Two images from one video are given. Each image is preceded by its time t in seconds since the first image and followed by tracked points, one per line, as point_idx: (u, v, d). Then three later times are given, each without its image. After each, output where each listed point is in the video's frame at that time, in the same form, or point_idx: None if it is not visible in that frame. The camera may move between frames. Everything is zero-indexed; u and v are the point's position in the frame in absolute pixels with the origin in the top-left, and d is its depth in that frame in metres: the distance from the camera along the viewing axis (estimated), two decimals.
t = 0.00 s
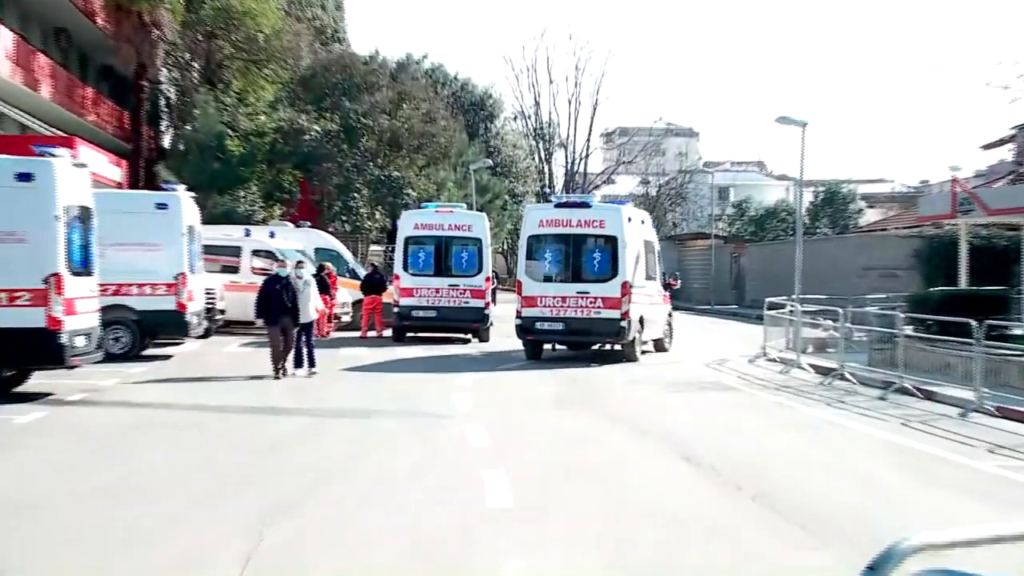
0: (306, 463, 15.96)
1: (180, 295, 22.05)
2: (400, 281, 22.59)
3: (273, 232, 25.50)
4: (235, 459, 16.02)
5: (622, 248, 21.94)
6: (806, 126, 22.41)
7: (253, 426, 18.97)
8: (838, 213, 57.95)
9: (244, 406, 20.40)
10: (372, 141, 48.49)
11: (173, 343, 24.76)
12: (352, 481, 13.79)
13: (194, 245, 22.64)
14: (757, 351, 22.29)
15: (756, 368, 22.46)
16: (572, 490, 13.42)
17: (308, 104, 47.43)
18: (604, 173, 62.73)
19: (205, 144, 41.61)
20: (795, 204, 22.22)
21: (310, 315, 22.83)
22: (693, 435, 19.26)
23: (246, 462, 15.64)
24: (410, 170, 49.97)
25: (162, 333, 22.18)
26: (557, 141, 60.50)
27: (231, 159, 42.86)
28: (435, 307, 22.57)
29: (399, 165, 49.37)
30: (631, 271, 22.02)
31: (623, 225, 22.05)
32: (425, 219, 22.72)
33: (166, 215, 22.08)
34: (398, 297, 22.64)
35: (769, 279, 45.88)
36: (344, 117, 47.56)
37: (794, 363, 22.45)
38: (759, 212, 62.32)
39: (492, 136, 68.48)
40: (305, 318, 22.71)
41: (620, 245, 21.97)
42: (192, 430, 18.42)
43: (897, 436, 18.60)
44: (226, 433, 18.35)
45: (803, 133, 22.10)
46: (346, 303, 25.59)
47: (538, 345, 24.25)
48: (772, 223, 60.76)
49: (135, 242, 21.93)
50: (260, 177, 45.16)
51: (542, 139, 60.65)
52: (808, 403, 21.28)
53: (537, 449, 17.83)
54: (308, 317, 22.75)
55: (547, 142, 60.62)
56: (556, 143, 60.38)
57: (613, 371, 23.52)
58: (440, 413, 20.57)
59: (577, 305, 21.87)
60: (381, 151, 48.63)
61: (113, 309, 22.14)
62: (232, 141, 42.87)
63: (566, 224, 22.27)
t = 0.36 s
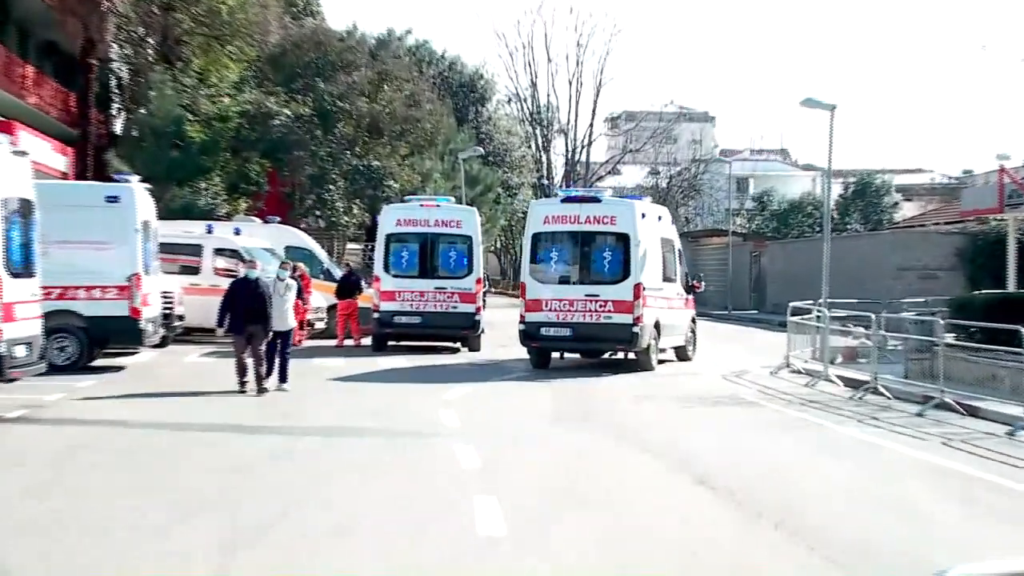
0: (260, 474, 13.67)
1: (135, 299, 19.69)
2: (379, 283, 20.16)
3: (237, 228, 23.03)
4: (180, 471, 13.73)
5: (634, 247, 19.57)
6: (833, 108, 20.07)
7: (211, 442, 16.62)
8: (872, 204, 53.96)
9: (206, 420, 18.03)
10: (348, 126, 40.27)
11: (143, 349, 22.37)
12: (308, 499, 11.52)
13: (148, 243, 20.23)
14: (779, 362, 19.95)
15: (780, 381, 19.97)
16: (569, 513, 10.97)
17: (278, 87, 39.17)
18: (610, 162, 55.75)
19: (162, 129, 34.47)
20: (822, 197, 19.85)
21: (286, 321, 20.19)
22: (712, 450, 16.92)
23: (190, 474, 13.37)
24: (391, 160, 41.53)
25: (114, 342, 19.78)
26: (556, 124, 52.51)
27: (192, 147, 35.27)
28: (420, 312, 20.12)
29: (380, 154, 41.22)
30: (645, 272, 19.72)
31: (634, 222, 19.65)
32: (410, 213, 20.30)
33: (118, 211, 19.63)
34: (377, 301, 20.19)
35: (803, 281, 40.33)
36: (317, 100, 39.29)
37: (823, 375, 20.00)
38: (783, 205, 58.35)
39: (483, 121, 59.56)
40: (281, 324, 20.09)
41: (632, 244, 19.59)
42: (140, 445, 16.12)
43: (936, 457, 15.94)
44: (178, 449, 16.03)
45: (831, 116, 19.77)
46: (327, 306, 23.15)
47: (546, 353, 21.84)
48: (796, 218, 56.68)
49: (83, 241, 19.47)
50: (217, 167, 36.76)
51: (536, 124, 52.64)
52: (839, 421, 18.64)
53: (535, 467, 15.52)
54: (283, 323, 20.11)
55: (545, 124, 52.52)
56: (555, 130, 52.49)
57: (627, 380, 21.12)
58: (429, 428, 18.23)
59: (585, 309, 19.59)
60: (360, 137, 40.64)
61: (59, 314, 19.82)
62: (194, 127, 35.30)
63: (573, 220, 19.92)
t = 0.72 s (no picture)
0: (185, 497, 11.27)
1: (62, 305, 17.00)
2: (344, 286, 17.68)
3: (178, 223, 20.52)
4: (87, 490, 11.34)
5: (644, 245, 17.10)
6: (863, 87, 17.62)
7: (141, 464, 14.05)
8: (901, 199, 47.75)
9: (140, 438, 15.43)
10: (313, 107, 31.69)
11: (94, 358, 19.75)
12: (219, 529, 9.17)
13: (79, 242, 17.63)
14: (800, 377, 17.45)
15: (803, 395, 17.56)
16: (556, 543, 8.89)
17: (229, 61, 29.99)
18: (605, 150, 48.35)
19: (94, 111, 26.23)
20: (850, 187, 17.39)
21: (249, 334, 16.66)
22: (730, 471, 14.45)
23: (96, 496, 10.95)
24: (361, 147, 33.00)
25: (39, 354, 17.07)
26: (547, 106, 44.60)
27: (129, 131, 27.20)
28: (391, 320, 17.61)
29: (346, 136, 32.62)
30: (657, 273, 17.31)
31: (644, 218, 17.19)
32: (382, 208, 17.82)
33: (46, 203, 17.15)
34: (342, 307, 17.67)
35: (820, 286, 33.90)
36: (273, 75, 30.62)
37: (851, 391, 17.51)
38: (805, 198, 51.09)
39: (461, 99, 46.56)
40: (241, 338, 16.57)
41: (641, 242, 17.12)
42: (56, 466, 13.61)
43: (981, 484, 13.29)
44: (94, 470, 13.56)
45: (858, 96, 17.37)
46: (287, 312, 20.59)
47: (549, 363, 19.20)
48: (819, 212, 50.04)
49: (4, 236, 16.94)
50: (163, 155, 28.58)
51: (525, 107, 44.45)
52: (868, 440, 15.96)
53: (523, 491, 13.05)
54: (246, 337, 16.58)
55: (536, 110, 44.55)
56: (545, 112, 44.50)
57: (639, 392, 18.51)
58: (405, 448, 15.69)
59: (589, 315, 17.18)
60: (326, 119, 32.08)
61: None
62: (129, 108, 27.03)
63: (575, 216, 17.48)
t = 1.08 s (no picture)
0: (82, 543, 8.73)
1: None
2: (312, 292, 15.16)
3: (119, 218, 18.20)
4: None
5: (673, 244, 14.65)
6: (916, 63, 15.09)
7: (47, 490, 11.63)
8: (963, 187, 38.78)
9: (64, 460, 12.87)
10: (274, 82, 25.55)
11: (43, 372, 17.14)
12: None
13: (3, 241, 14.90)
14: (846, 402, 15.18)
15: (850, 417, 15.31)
16: None
17: (177, 31, 24.36)
18: (615, 135, 41.97)
19: (18, 88, 21.22)
20: (900, 175, 14.96)
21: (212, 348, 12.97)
22: (775, 504, 11.87)
23: None
24: (331, 132, 26.69)
25: None
26: (548, 83, 39.66)
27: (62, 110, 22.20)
28: (366, 330, 15.10)
29: (314, 120, 26.51)
30: (689, 276, 14.85)
31: (673, 213, 14.73)
32: (356, 201, 15.33)
33: None
34: (309, 317, 15.14)
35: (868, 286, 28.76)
36: (228, 47, 24.65)
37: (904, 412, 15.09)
38: (847, 186, 41.37)
39: (448, 73, 39.69)
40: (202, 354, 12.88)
41: (670, 241, 14.66)
42: None
43: None
44: None
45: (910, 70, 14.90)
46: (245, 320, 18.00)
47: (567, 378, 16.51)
48: (864, 205, 40.45)
49: None
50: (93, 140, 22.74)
51: (521, 82, 39.66)
52: (922, 472, 13.17)
53: (521, 523, 10.53)
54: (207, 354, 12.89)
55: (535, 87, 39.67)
56: (546, 90, 39.66)
57: (670, 409, 15.83)
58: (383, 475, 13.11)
59: (611, 324, 14.73)
60: (290, 97, 26.04)
61: None
62: (59, 83, 22.08)
63: (592, 211, 15.00)
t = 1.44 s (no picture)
0: None
1: None
2: (285, 303, 13.83)
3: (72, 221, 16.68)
4: None
5: (699, 248, 13.28)
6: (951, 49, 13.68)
7: None
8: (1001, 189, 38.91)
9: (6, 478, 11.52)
10: (244, 69, 23.44)
11: (5, 389, 15.79)
12: None
13: None
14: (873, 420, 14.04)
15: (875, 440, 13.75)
16: None
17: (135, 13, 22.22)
18: (619, 129, 39.58)
19: None
20: (934, 172, 13.59)
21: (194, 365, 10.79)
22: (809, 524, 10.48)
23: None
24: (307, 124, 24.36)
25: None
26: (546, 72, 38.17)
27: None
28: (347, 344, 13.78)
29: (288, 111, 24.30)
30: (716, 283, 13.49)
31: (699, 216, 13.33)
32: (333, 202, 13.88)
33: None
34: (281, 329, 13.79)
35: (902, 295, 27.05)
36: (192, 31, 22.57)
37: (936, 436, 13.45)
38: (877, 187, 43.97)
39: (435, 60, 34.57)
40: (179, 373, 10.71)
41: (695, 245, 13.29)
42: None
43: None
44: None
45: (946, 56, 13.53)
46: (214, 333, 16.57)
47: (584, 394, 15.11)
48: (894, 206, 42.88)
49: None
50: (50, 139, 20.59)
51: (516, 71, 37.82)
52: (954, 500, 11.55)
53: (522, 546, 9.16)
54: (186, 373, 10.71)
55: (533, 76, 38.13)
56: (543, 79, 38.12)
57: (694, 426, 14.41)
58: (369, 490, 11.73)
59: (631, 335, 13.37)
60: (262, 87, 23.95)
61: None
62: None
63: (612, 212, 13.56)
